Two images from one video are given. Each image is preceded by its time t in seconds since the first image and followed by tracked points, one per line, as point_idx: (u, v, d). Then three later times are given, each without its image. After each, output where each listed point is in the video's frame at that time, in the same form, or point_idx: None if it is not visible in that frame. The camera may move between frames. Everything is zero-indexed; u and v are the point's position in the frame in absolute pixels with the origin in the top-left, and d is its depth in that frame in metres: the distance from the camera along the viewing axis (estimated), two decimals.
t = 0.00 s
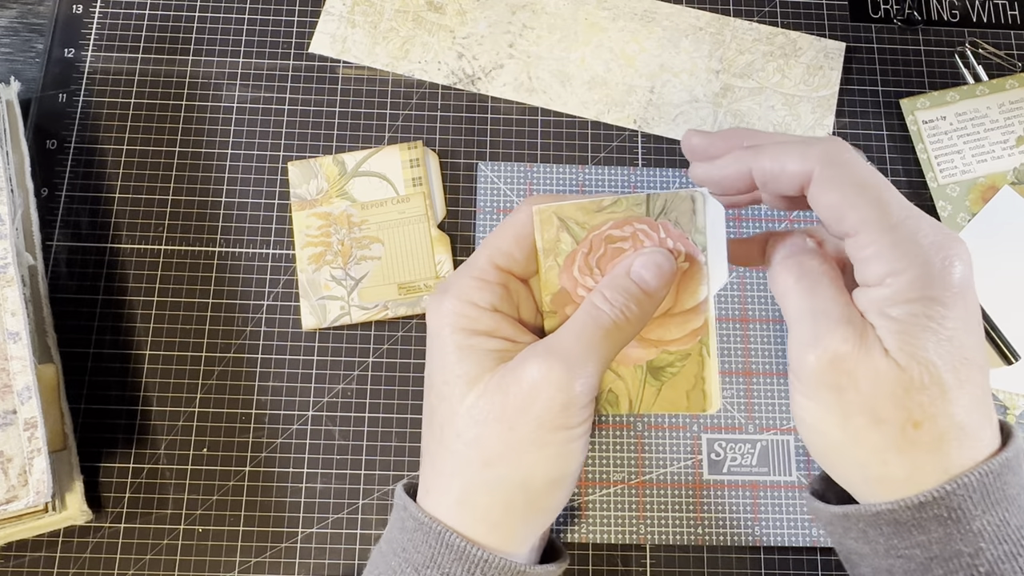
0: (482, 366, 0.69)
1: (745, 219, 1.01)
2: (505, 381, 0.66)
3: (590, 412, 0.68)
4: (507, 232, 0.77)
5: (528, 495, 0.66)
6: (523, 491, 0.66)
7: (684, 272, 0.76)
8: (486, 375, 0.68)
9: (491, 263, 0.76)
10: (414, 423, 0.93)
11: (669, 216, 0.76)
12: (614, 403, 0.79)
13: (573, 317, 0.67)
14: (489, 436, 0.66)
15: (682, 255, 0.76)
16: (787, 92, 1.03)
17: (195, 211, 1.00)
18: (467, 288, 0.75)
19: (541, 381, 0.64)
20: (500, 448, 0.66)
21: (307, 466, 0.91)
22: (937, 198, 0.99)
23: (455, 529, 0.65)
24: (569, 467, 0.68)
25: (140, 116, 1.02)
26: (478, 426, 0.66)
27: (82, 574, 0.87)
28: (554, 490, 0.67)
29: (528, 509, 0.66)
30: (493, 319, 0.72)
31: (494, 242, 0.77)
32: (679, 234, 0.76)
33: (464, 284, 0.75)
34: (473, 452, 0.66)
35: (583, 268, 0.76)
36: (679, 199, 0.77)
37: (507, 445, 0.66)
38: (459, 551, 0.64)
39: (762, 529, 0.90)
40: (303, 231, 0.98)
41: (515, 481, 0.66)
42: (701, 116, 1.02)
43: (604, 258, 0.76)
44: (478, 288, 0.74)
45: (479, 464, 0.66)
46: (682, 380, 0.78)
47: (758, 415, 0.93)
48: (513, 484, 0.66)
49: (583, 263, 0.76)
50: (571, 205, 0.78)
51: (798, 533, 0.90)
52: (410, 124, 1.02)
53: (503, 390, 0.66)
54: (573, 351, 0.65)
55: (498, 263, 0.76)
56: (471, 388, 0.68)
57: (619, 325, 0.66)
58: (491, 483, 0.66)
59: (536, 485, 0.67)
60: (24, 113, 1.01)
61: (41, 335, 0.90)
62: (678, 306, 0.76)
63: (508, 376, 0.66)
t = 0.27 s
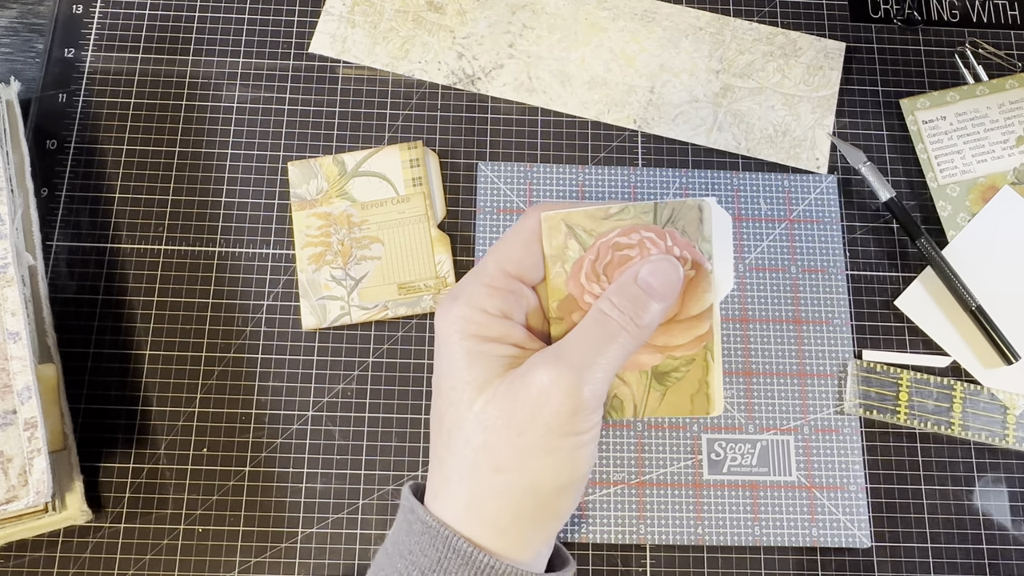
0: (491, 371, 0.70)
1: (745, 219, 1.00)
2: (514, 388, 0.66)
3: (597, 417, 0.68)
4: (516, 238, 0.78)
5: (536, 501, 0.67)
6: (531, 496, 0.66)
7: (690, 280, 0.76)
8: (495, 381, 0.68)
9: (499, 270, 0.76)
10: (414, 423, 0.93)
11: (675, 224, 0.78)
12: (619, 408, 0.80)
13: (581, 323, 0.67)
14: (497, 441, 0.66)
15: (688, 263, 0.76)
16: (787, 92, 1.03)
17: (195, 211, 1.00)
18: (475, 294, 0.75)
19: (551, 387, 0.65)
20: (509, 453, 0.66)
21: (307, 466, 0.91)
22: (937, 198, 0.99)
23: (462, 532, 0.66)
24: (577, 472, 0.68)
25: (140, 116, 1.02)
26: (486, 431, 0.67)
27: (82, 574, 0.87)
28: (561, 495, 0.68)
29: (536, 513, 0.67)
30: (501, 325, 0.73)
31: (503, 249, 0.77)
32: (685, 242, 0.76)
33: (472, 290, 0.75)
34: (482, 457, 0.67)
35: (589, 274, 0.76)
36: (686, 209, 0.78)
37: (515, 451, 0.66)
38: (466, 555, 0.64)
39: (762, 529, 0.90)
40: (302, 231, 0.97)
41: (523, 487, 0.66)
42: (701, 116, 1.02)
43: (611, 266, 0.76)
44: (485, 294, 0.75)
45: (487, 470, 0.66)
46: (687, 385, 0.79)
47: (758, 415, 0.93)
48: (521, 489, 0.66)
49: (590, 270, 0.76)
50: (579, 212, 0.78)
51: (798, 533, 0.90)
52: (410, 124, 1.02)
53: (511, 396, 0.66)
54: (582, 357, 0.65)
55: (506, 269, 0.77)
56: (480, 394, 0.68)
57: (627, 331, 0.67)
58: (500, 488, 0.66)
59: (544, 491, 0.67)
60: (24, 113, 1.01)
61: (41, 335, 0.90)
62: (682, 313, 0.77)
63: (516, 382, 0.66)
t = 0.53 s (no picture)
0: (503, 376, 0.69)
1: (746, 219, 1.00)
2: (526, 395, 0.67)
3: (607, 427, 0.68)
4: (534, 241, 0.77)
5: (543, 508, 0.67)
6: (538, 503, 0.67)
7: (709, 292, 0.77)
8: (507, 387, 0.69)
9: (516, 272, 0.76)
10: (414, 423, 0.93)
11: (697, 235, 0.77)
12: (629, 415, 0.81)
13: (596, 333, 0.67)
14: (506, 447, 0.67)
15: (707, 275, 0.76)
16: (787, 92, 1.03)
17: (195, 211, 1.00)
18: (491, 296, 0.74)
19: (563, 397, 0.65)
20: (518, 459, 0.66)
21: (307, 466, 0.91)
22: (937, 198, 0.99)
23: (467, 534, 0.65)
24: (585, 480, 0.69)
25: (140, 116, 1.02)
26: (496, 436, 0.67)
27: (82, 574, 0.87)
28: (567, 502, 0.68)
29: (542, 520, 0.67)
30: (515, 329, 0.73)
31: (521, 251, 0.76)
32: (706, 254, 0.77)
33: (488, 292, 0.75)
34: (491, 461, 0.67)
35: (608, 281, 0.76)
36: (709, 220, 0.78)
37: (525, 457, 0.66)
38: (471, 554, 0.64)
39: (762, 529, 0.90)
40: (302, 231, 0.97)
41: (531, 493, 0.66)
42: (701, 116, 1.02)
43: (629, 273, 0.76)
44: (500, 296, 0.74)
45: (495, 474, 0.67)
46: (697, 394, 0.80)
47: (758, 416, 0.93)
48: (528, 495, 0.66)
49: (608, 276, 0.76)
50: (599, 219, 0.78)
51: (798, 533, 0.90)
52: (410, 124, 1.02)
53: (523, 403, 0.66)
54: (595, 367, 0.65)
55: (524, 272, 0.76)
56: (491, 399, 0.68)
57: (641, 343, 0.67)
58: (508, 493, 0.66)
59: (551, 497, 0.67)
60: (24, 113, 1.01)
61: (41, 335, 0.90)
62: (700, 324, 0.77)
63: (528, 389, 0.67)
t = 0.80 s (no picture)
0: (486, 385, 0.69)
1: (746, 219, 1.00)
2: (508, 405, 0.66)
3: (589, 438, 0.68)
4: (524, 246, 0.76)
5: (522, 518, 0.67)
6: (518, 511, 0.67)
7: (698, 304, 0.76)
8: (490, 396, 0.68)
9: (504, 278, 0.75)
10: (414, 423, 0.93)
11: (690, 248, 0.77)
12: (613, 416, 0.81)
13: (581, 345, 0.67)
14: (487, 456, 0.67)
15: (698, 287, 0.76)
16: (787, 92, 1.03)
17: (195, 211, 1.00)
18: (477, 302, 0.74)
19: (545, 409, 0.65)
20: (499, 468, 0.66)
21: (307, 466, 0.91)
22: (937, 198, 0.99)
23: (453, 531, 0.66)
24: (564, 490, 0.69)
25: (140, 116, 1.02)
26: (478, 445, 0.67)
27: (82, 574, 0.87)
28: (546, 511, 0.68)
29: (520, 528, 0.67)
30: (501, 337, 0.72)
31: (510, 256, 0.76)
32: (697, 267, 0.76)
33: (475, 298, 0.74)
34: (471, 470, 0.67)
35: (597, 288, 0.76)
36: (703, 234, 0.77)
37: (505, 467, 0.66)
38: (460, 543, 0.64)
39: (762, 529, 0.90)
40: (302, 231, 0.97)
41: (511, 503, 0.66)
42: (701, 116, 1.02)
43: (619, 282, 0.75)
44: (487, 303, 0.74)
45: (475, 482, 0.67)
46: (681, 401, 0.81)
47: (758, 416, 0.93)
48: (507, 503, 0.66)
49: (597, 284, 0.76)
50: (592, 227, 0.77)
51: (798, 533, 0.90)
52: (410, 124, 1.02)
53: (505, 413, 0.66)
54: (578, 381, 0.65)
55: (511, 278, 0.75)
56: (474, 408, 0.68)
57: (625, 356, 0.66)
58: (487, 501, 0.66)
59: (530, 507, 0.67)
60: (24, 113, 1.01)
61: (41, 335, 0.90)
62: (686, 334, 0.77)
63: (511, 400, 0.66)
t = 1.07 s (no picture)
0: (478, 378, 0.69)
1: (745, 219, 1.00)
2: (499, 398, 0.66)
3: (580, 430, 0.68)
4: (515, 240, 0.76)
5: (514, 509, 0.67)
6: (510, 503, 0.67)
7: (687, 296, 0.75)
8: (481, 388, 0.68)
9: (495, 272, 0.75)
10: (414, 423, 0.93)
11: (679, 240, 0.75)
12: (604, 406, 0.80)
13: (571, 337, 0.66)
14: (478, 448, 0.67)
15: (687, 279, 0.74)
16: (787, 92, 1.03)
17: (195, 212, 1.00)
18: (469, 295, 0.74)
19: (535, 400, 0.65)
20: (491, 460, 0.66)
21: (307, 466, 0.91)
22: (937, 198, 1.00)
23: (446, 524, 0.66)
24: (556, 481, 0.69)
25: (140, 116, 1.02)
26: (470, 437, 0.67)
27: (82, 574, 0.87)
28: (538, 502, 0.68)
29: (512, 519, 0.67)
30: (492, 330, 0.72)
31: (500, 250, 0.76)
32: (687, 258, 0.75)
33: (466, 291, 0.74)
34: (463, 462, 0.67)
35: (586, 280, 0.74)
36: (692, 226, 0.76)
37: (497, 458, 0.66)
38: (455, 534, 0.65)
39: (762, 529, 0.90)
40: (303, 231, 0.97)
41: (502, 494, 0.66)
42: (701, 116, 1.02)
43: (609, 274, 0.74)
44: (478, 297, 0.74)
45: (467, 473, 0.67)
46: (671, 390, 0.79)
47: (758, 416, 0.93)
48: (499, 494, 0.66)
49: (586, 276, 0.74)
50: (581, 220, 0.76)
51: (798, 533, 0.90)
52: (410, 124, 1.02)
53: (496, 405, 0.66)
54: (568, 373, 0.65)
55: (503, 271, 0.76)
56: (466, 401, 0.68)
57: (615, 347, 0.66)
58: (479, 492, 0.66)
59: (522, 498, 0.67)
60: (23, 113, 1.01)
61: (41, 335, 0.90)
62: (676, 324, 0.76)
63: (502, 392, 0.66)
